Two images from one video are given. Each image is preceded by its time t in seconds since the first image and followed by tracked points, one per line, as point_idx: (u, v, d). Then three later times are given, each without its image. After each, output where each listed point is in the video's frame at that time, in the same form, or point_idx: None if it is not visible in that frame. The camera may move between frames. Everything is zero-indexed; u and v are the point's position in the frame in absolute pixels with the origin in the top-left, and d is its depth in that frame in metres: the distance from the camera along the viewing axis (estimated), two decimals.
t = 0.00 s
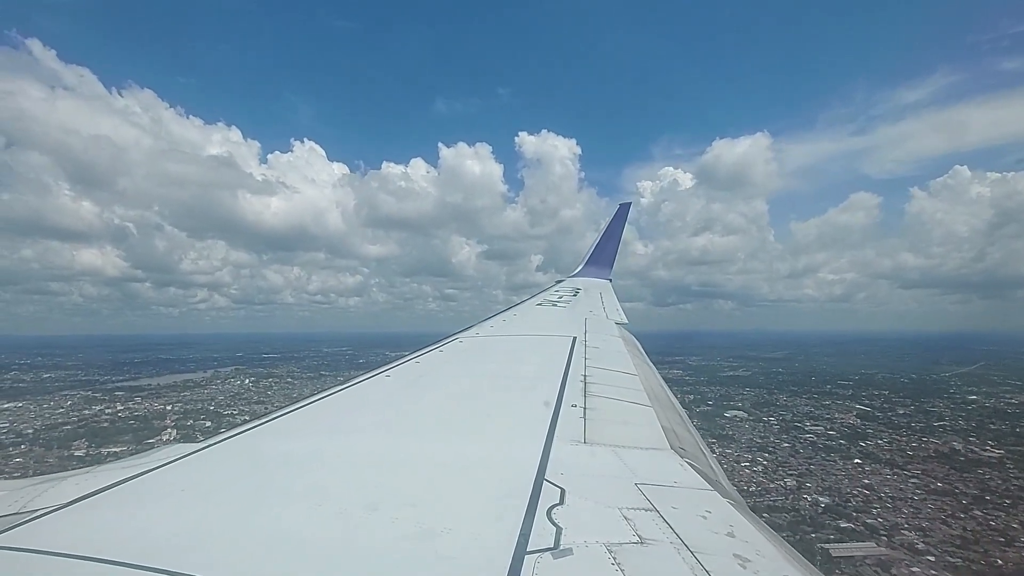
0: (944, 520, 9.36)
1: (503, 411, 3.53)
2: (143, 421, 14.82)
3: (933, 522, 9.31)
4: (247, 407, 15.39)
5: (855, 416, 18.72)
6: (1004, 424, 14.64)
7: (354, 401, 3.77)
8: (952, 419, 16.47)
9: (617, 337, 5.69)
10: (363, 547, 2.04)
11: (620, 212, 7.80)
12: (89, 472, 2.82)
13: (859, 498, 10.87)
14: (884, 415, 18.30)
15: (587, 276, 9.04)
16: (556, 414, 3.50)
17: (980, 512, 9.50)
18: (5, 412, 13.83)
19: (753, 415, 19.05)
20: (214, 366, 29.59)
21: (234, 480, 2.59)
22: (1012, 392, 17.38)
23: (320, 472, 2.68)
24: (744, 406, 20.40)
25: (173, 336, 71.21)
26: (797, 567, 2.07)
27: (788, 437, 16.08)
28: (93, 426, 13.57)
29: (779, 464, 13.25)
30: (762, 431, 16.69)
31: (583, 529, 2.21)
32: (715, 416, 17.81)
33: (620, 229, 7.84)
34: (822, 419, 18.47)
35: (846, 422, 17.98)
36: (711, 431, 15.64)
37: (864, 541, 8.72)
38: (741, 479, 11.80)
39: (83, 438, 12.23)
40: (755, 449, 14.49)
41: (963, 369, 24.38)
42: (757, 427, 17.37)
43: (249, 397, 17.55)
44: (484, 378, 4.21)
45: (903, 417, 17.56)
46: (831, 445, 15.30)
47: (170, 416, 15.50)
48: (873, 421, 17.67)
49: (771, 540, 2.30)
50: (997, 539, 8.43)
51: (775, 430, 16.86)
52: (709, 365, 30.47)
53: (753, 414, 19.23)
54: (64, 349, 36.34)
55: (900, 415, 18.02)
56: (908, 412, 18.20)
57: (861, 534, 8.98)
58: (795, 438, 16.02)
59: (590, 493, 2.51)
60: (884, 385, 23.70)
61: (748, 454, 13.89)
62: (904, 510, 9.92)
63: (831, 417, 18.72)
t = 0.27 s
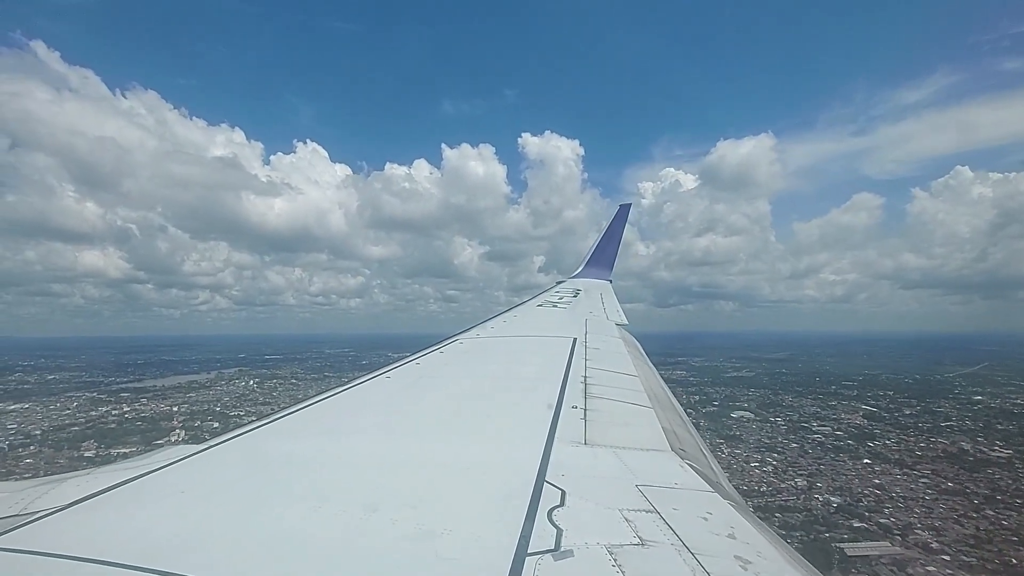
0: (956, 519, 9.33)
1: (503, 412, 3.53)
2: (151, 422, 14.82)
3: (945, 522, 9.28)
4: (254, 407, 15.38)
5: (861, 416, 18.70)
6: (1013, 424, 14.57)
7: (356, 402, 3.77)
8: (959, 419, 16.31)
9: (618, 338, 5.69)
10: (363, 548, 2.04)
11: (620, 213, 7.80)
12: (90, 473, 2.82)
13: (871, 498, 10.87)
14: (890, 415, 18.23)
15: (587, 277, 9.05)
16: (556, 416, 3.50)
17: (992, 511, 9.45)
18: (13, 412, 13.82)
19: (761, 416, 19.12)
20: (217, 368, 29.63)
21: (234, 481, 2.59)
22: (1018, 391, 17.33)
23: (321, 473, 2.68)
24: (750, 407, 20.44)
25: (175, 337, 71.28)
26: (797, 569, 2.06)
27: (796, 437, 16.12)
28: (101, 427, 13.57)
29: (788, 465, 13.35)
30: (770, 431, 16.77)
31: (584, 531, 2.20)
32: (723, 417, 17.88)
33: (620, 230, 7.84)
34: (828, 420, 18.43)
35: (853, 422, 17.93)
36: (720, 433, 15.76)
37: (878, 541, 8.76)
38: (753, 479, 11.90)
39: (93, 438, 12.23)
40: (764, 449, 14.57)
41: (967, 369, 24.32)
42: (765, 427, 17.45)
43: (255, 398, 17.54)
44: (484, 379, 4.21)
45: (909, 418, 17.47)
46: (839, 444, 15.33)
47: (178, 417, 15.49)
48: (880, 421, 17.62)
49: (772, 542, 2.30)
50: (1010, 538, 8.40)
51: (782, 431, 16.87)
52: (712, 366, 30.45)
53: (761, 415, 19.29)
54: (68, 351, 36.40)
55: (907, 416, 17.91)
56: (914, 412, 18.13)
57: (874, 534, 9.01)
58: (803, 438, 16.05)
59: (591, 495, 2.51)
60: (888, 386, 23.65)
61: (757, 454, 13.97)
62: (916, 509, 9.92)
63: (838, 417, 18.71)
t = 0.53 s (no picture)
0: (968, 517, 9.28)
1: (503, 413, 3.54)
2: (158, 422, 14.82)
3: (956, 520, 9.23)
4: (261, 407, 15.38)
5: (867, 416, 18.65)
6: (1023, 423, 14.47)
7: (356, 403, 3.78)
8: (965, 418, 16.19)
9: (617, 340, 5.69)
10: (362, 549, 2.04)
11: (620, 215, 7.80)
12: (89, 475, 2.81)
13: (882, 498, 10.85)
14: (897, 415, 18.11)
15: (587, 279, 9.06)
16: (556, 417, 3.50)
17: (1004, 510, 9.39)
18: (20, 412, 13.82)
19: (767, 416, 19.17)
20: (220, 368, 29.68)
21: (232, 483, 2.59)
22: None
23: (322, 475, 2.68)
24: (756, 408, 20.48)
25: (178, 338, 71.37)
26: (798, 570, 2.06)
27: (804, 437, 16.13)
28: (108, 427, 13.57)
29: (798, 464, 13.44)
30: (777, 432, 16.87)
31: (584, 533, 2.20)
32: (730, 419, 17.96)
33: (621, 231, 7.83)
34: (834, 420, 18.40)
35: (859, 423, 17.87)
36: (728, 433, 15.94)
37: (891, 540, 8.79)
38: (764, 480, 11.96)
39: (101, 439, 12.23)
40: (773, 449, 14.69)
41: (970, 369, 24.26)
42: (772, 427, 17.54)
43: (261, 398, 17.54)
44: (485, 381, 4.22)
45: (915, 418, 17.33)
46: (847, 444, 15.33)
47: (185, 417, 15.49)
48: (886, 421, 17.55)
49: (772, 543, 2.30)
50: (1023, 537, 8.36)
51: (789, 432, 16.86)
52: (715, 367, 30.46)
53: (767, 415, 19.34)
54: (72, 352, 36.49)
55: (914, 416, 17.74)
56: (921, 412, 18.03)
57: (887, 533, 9.03)
58: (810, 438, 16.03)
59: (591, 497, 2.51)
60: (891, 386, 23.60)
61: (766, 454, 14.11)
62: (927, 508, 9.89)
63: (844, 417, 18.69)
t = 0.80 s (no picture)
0: (980, 516, 9.20)
1: (503, 416, 3.53)
2: (164, 422, 14.80)
3: (968, 519, 9.16)
4: (266, 408, 15.36)
5: (873, 416, 18.59)
6: None
7: (356, 406, 3.78)
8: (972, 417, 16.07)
9: (617, 343, 5.68)
10: (361, 552, 2.04)
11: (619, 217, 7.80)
12: (88, 479, 2.81)
13: (892, 497, 10.78)
14: (902, 415, 18.01)
15: (587, 281, 9.05)
16: (556, 420, 3.50)
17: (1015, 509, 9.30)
18: (26, 412, 13.81)
19: (773, 416, 19.14)
20: (223, 369, 29.65)
21: (232, 485, 2.60)
22: None
23: (321, 477, 2.69)
24: (761, 408, 20.49)
25: (180, 339, 71.30)
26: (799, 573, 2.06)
27: (811, 437, 16.08)
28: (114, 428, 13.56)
29: (806, 464, 13.51)
30: (784, 432, 16.94)
31: (584, 536, 2.20)
32: (736, 420, 18.01)
33: (620, 233, 7.83)
34: (840, 420, 18.34)
35: (865, 422, 17.79)
36: (734, 434, 16.18)
37: (904, 539, 8.73)
38: (774, 480, 12.00)
39: (108, 439, 12.23)
40: (780, 449, 14.87)
41: (973, 370, 24.20)
42: (779, 427, 17.54)
43: (266, 399, 17.53)
44: (484, 384, 4.21)
45: (922, 418, 17.23)
46: (854, 443, 15.29)
47: (190, 418, 15.48)
48: (892, 421, 17.48)
49: (773, 546, 2.29)
50: None
51: (795, 432, 16.80)
52: (718, 368, 30.41)
53: (773, 415, 19.33)
54: (74, 352, 36.48)
55: (919, 416, 17.60)
56: (926, 412, 17.94)
57: (899, 532, 8.97)
58: (817, 438, 15.98)
59: (591, 500, 2.50)
60: (895, 387, 23.53)
61: (774, 454, 14.29)
62: (938, 507, 9.81)
63: (850, 417, 18.65)
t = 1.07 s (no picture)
0: (990, 515, 9.15)
1: (503, 420, 3.53)
2: (170, 422, 14.76)
3: (978, 518, 9.12)
4: (272, 406, 15.32)
5: (878, 416, 18.52)
6: None
7: (356, 410, 3.77)
8: (978, 416, 16.01)
9: (617, 346, 5.68)
10: (361, 556, 2.03)
11: (618, 220, 7.79)
12: (86, 484, 2.80)
13: (902, 496, 10.74)
14: (907, 414, 17.92)
15: (586, 284, 9.05)
16: (556, 424, 3.50)
17: None
18: (30, 412, 13.76)
19: (778, 416, 19.13)
20: (225, 368, 29.63)
21: (231, 489, 2.59)
22: None
23: (321, 481, 2.68)
24: (766, 407, 20.46)
25: (180, 339, 71.23)
26: None
27: (817, 437, 16.04)
28: (119, 427, 13.52)
29: (814, 463, 13.49)
30: (790, 431, 16.95)
31: (584, 540, 2.19)
32: (742, 420, 18.02)
33: (619, 236, 7.82)
34: (845, 419, 18.30)
35: (871, 422, 17.74)
36: (741, 433, 16.25)
37: (916, 536, 8.70)
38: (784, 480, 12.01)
39: (115, 438, 12.18)
40: (787, 448, 14.90)
41: (976, 370, 24.15)
42: (784, 427, 17.52)
43: (271, 398, 17.49)
44: (484, 387, 4.21)
45: (927, 417, 17.18)
46: (861, 442, 15.24)
47: (196, 417, 15.43)
48: (897, 421, 17.43)
49: (774, 549, 2.28)
50: None
51: (802, 431, 16.77)
52: (720, 368, 30.38)
53: (778, 415, 19.30)
54: (76, 352, 36.45)
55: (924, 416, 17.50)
56: (931, 411, 17.86)
57: (910, 530, 8.93)
58: (823, 437, 15.94)
59: (591, 504, 2.50)
60: (898, 387, 23.49)
61: (781, 453, 14.33)
62: (949, 506, 9.76)
63: (854, 417, 18.61)
